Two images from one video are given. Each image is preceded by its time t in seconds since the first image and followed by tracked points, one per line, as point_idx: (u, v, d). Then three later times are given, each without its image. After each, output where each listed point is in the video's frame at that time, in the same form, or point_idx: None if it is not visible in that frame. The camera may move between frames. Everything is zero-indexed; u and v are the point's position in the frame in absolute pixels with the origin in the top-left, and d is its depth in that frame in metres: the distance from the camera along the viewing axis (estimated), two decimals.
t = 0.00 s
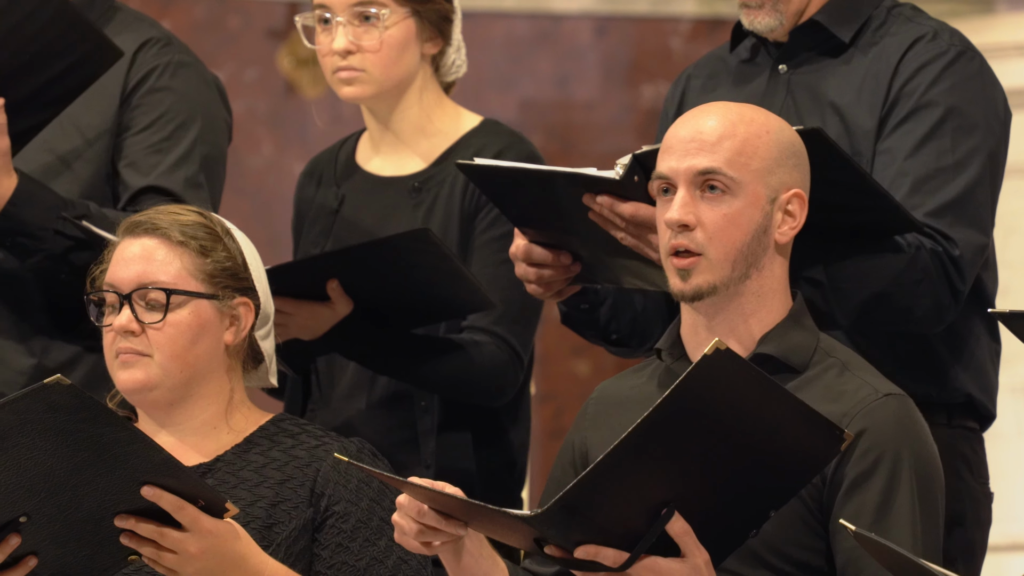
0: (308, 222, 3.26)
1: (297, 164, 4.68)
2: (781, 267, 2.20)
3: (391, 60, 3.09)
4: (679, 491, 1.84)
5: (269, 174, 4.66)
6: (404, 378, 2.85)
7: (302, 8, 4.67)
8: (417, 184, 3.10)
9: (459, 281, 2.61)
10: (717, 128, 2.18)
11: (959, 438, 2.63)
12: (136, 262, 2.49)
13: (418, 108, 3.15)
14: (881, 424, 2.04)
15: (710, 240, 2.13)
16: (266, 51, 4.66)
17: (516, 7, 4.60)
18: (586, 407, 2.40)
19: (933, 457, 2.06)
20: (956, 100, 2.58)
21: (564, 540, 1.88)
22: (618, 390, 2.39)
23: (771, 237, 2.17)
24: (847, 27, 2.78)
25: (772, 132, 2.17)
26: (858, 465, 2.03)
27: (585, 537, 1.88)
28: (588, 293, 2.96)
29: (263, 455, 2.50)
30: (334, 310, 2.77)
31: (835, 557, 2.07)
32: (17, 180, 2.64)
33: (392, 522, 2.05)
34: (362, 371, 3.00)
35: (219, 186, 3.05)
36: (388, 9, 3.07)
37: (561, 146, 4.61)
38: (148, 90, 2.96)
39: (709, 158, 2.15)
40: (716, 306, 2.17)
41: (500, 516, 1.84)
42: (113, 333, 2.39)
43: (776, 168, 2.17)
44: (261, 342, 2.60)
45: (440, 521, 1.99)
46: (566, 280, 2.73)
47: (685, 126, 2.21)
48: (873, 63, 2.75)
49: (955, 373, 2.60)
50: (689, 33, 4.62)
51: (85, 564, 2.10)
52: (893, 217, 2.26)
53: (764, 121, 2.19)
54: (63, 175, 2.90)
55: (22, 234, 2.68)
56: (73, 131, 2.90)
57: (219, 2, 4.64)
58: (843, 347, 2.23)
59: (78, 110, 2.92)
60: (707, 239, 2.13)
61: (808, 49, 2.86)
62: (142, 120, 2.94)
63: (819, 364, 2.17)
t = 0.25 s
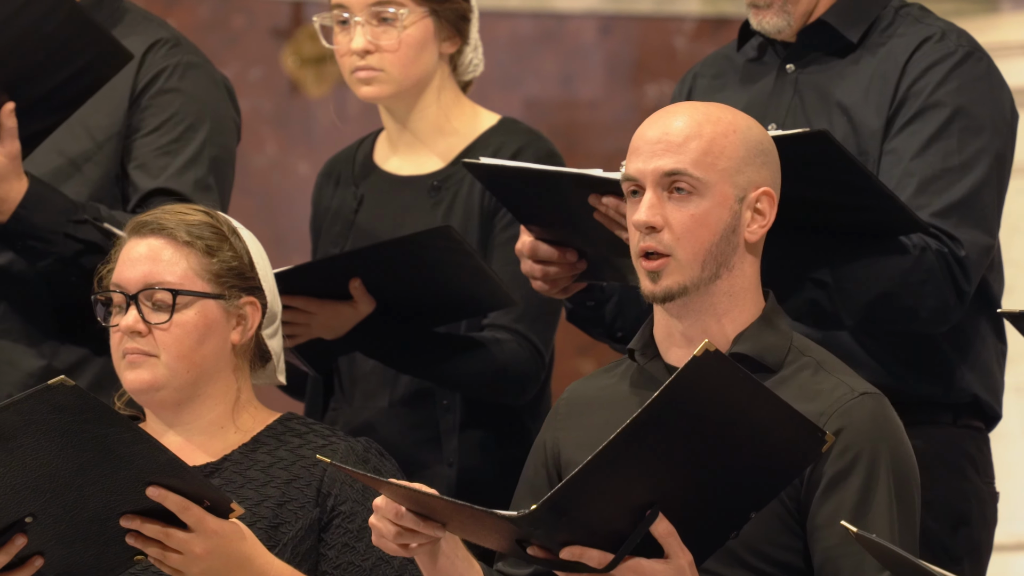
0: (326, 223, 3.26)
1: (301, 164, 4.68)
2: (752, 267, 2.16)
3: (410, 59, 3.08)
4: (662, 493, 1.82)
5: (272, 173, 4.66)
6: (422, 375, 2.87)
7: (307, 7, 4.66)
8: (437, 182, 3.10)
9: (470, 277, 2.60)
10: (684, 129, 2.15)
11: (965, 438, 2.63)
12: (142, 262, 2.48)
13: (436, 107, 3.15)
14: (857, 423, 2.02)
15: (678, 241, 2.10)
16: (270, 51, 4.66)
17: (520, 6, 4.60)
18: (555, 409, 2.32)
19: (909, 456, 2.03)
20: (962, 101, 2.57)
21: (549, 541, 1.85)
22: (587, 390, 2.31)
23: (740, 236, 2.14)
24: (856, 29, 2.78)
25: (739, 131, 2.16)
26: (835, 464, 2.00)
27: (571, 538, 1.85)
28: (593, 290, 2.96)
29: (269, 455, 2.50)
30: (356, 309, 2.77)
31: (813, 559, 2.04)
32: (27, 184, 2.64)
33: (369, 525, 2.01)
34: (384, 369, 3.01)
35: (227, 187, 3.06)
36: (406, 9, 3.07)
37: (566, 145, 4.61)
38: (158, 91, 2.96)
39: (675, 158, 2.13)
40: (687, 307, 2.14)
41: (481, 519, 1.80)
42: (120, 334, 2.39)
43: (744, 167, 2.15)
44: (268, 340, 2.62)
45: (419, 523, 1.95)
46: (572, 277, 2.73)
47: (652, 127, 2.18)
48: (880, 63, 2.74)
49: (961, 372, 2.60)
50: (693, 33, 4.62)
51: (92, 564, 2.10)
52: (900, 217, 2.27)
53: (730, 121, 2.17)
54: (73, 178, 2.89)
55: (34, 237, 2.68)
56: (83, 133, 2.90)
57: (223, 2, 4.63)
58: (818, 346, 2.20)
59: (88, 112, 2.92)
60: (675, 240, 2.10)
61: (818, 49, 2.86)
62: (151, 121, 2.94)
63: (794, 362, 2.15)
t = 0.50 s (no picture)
0: (344, 222, 3.27)
1: (309, 162, 4.68)
2: (726, 267, 2.12)
3: (428, 57, 3.08)
4: (651, 493, 1.80)
5: (279, 172, 4.67)
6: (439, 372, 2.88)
7: (315, 7, 4.64)
8: (454, 181, 3.10)
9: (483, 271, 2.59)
10: (650, 130, 2.10)
11: (975, 437, 2.62)
12: (149, 262, 2.49)
13: (454, 106, 3.15)
14: (839, 423, 2.00)
15: (644, 243, 2.06)
16: (277, 49, 4.66)
17: (528, 5, 4.58)
18: (533, 411, 2.27)
19: (892, 455, 2.02)
20: (974, 101, 2.56)
21: (541, 543, 1.83)
22: (564, 392, 2.26)
23: (710, 237, 2.09)
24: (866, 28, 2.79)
25: (706, 131, 2.11)
26: (819, 466, 1.98)
27: (562, 540, 1.83)
28: (601, 285, 2.88)
29: (277, 453, 2.51)
30: (378, 307, 2.78)
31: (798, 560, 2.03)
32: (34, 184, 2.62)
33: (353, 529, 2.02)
34: (404, 369, 3.01)
35: (232, 185, 3.06)
36: (424, 7, 3.07)
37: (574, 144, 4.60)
38: (162, 90, 2.96)
39: (639, 159, 2.08)
40: (661, 310, 2.10)
41: (468, 518, 1.78)
42: (127, 334, 2.41)
43: (711, 167, 2.10)
44: (275, 340, 2.63)
45: (405, 528, 1.94)
46: (578, 274, 2.72)
47: (622, 128, 2.14)
48: (891, 63, 2.74)
49: (970, 371, 2.59)
50: (700, 31, 4.61)
51: (99, 564, 2.11)
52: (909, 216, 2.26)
53: (698, 120, 2.11)
54: (79, 178, 2.89)
55: (39, 237, 2.67)
56: (88, 133, 2.90)
57: (230, 1, 4.64)
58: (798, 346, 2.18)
59: (93, 112, 2.92)
60: (641, 242, 2.06)
61: (831, 48, 2.85)
62: (156, 121, 2.94)
63: (775, 363, 2.12)
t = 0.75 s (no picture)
0: (352, 222, 3.26)
1: (317, 162, 4.69)
2: (717, 270, 2.14)
3: (440, 59, 3.08)
4: (638, 492, 1.81)
5: (287, 172, 4.67)
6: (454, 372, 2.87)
7: (322, 7, 4.65)
8: (464, 182, 3.10)
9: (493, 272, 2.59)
10: (646, 131, 2.12)
11: (982, 437, 2.61)
12: (155, 260, 2.49)
13: (465, 106, 3.15)
14: (824, 424, 2.00)
15: (643, 242, 2.08)
16: (285, 50, 4.67)
17: (536, 5, 4.60)
18: (518, 411, 2.28)
19: (876, 457, 2.02)
20: (986, 102, 2.55)
21: (524, 543, 1.82)
22: (551, 394, 2.27)
23: (704, 238, 2.11)
24: (877, 30, 2.78)
25: (700, 133, 2.13)
26: (804, 466, 1.98)
27: (546, 539, 1.82)
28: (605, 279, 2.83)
29: (280, 453, 2.50)
30: (392, 306, 2.80)
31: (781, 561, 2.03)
32: (32, 178, 2.62)
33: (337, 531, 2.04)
34: (412, 371, 3.01)
35: (231, 181, 3.07)
36: (438, 8, 3.08)
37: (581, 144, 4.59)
38: (160, 86, 2.97)
39: (638, 158, 2.10)
40: (653, 310, 2.11)
41: (444, 515, 1.77)
42: (132, 332, 2.42)
43: (706, 169, 2.12)
44: (278, 340, 2.64)
45: (388, 531, 1.95)
46: (584, 267, 2.73)
47: (614, 128, 2.15)
48: (903, 63, 2.73)
49: (978, 372, 2.58)
50: (708, 31, 4.59)
51: (102, 563, 2.11)
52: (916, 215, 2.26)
53: (692, 122, 2.14)
54: (76, 173, 2.90)
55: (40, 233, 2.67)
56: (85, 129, 2.91)
57: (238, 2, 4.65)
58: (782, 348, 2.19)
59: (90, 109, 2.93)
60: (639, 241, 2.08)
61: (843, 48, 2.85)
62: (154, 117, 2.95)
63: (759, 365, 2.13)
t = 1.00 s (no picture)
0: (356, 223, 3.28)
1: (326, 164, 4.69)
2: (710, 273, 2.19)
3: (448, 61, 3.08)
4: (626, 487, 1.80)
5: (297, 175, 4.68)
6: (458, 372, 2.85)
7: (332, 9, 4.66)
8: (469, 183, 3.10)
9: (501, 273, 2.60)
10: (652, 131, 2.18)
11: (990, 439, 2.61)
12: (162, 259, 2.50)
13: (473, 107, 3.15)
14: (814, 426, 2.04)
15: (650, 239, 2.11)
16: (294, 51, 4.67)
17: (545, 6, 4.60)
18: (509, 414, 2.31)
19: (864, 458, 2.07)
20: (996, 102, 2.54)
21: (512, 536, 1.83)
22: (542, 395, 2.30)
23: (706, 241, 2.16)
24: (887, 30, 2.78)
25: (705, 138, 2.19)
26: (793, 467, 2.02)
27: (534, 533, 1.82)
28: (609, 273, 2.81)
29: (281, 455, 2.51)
30: (398, 306, 2.80)
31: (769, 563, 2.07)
32: (29, 170, 2.64)
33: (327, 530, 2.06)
34: (415, 369, 3.01)
35: (225, 176, 3.08)
36: (447, 10, 3.07)
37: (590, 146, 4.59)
38: (154, 83, 2.97)
39: (649, 156, 2.15)
40: (650, 309, 2.14)
41: (430, 505, 1.78)
42: (136, 329, 2.41)
43: (710, 173, 2.18)
44: (283, 344, 2.63)
45: (379, 529, 1.98)
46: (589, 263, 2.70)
47: (617, 128, 2.21)
48: (914, 64, 2.73)
49: (986, 372, 2.58)
50: (717, 33, 4.57)
51: (103, 563, 2.11)
52: (925, 212, 2.26)
53: (698, 127, 2.20)
54: (70, 168, 2.90)
55: (36, 225, 2.69)
56: (79, 125, 2.91)
57: (248, 3, 4.65)
58: (772, 351, 2.23)
59: (84, 105, 2.93)
60: (647, 238, 2.11)
61: (855, 49, 2.85)
62: (148, 113, 2.96)
63: (750, 367, 2.16)
